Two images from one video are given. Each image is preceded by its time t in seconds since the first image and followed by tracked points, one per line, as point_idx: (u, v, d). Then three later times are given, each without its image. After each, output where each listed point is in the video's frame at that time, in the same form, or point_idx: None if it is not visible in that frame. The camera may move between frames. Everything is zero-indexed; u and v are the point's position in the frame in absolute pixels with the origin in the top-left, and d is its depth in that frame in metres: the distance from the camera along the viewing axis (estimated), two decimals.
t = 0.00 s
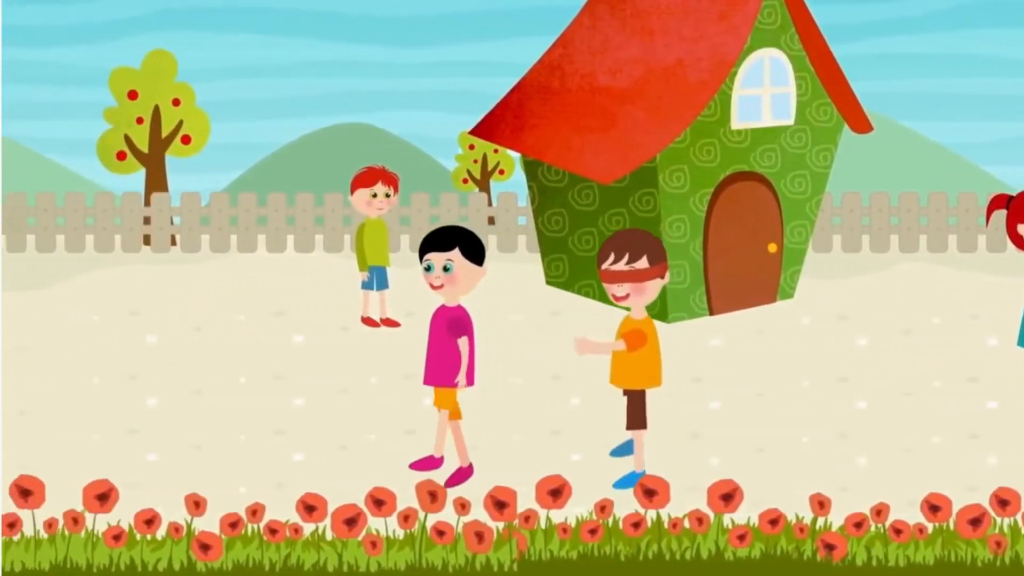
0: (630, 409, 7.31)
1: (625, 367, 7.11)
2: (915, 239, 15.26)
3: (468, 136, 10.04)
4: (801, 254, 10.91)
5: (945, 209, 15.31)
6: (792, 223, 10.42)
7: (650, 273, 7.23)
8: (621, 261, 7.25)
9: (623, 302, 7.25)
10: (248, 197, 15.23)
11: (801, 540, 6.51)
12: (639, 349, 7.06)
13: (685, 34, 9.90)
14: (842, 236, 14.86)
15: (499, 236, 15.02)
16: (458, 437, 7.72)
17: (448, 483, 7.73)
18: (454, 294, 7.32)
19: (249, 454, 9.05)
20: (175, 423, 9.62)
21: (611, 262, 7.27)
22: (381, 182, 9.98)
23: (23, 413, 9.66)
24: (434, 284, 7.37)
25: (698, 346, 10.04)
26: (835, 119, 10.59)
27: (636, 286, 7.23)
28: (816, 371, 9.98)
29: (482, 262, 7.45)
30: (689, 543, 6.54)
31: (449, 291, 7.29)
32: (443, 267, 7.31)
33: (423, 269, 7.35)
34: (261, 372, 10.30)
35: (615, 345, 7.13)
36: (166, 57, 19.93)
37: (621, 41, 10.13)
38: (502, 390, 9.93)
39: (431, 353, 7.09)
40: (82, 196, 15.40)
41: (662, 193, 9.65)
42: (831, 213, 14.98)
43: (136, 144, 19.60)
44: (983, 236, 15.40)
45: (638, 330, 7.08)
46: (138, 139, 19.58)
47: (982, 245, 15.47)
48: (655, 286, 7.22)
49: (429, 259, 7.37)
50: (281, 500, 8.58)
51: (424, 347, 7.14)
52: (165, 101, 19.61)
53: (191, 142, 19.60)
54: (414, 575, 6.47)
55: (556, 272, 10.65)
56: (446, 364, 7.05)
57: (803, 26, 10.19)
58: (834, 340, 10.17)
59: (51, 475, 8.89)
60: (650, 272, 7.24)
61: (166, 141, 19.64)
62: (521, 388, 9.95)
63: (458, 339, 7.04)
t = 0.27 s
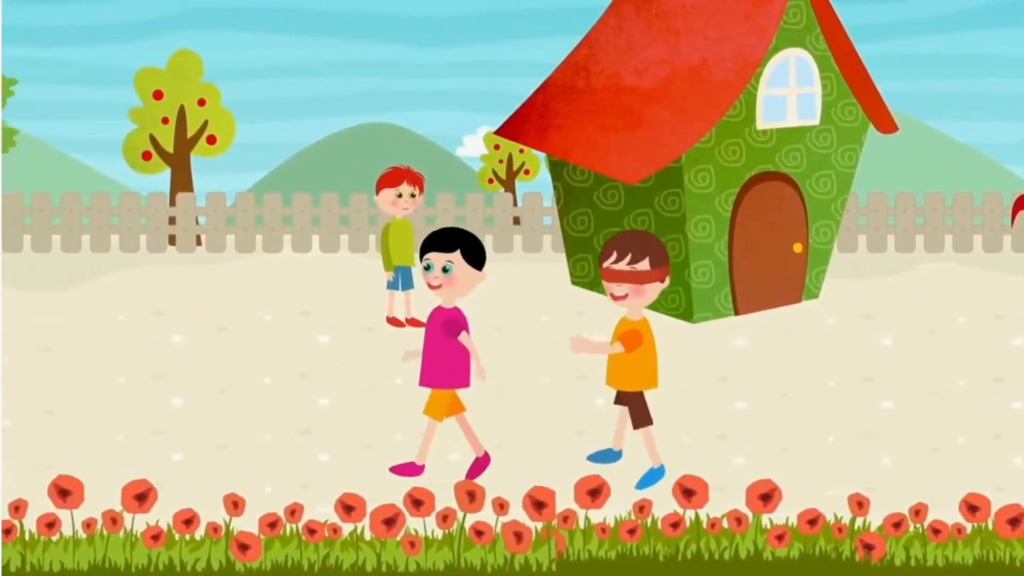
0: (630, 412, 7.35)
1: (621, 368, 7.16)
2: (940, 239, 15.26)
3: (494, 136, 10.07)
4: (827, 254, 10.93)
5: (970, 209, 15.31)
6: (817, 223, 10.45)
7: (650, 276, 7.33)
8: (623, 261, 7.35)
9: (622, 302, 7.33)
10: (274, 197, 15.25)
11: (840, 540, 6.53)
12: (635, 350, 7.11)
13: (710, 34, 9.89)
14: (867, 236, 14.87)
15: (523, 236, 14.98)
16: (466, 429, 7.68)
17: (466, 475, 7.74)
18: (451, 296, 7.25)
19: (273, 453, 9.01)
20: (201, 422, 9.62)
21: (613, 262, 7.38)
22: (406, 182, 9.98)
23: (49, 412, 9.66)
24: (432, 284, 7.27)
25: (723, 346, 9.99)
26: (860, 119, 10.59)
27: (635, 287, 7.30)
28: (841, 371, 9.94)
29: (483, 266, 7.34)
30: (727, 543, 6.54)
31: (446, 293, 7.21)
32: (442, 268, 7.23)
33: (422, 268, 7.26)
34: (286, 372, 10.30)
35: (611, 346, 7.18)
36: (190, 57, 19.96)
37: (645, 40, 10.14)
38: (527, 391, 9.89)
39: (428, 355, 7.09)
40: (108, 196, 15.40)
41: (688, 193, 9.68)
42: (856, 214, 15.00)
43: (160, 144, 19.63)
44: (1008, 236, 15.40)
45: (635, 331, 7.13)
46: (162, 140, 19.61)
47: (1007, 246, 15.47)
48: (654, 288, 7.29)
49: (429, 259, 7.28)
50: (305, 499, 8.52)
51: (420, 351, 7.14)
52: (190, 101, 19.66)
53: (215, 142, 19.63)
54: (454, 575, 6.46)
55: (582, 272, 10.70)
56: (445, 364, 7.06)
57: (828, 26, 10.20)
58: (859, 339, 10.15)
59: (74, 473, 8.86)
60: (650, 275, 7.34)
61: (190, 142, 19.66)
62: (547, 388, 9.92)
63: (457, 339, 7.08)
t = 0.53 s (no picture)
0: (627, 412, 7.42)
1: (616, 368, 7.22)
2: (962, 239, 15.25)
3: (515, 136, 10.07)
4: (849, 253, 10.94)
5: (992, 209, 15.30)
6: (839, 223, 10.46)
7: (650, 279, 7.32)
8: (624, 262, 7.34)
9: (620, 302, 7.33)
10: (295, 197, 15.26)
11: (873, 541, 6.54)
12: (632, 350, 7.16)
13: (732, 34, 9.89)
14: (890, 236, 14.87)
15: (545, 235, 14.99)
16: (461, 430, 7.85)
17: (453, 473, 7.96)
18: (446, 295, 7.33)
19: (294, 453, 9.00)
20: (222, 422, 9.61)
21: (614, 261, 7.36)
22: (428, 182, 9.95)
23: (71, 413, 9.66)
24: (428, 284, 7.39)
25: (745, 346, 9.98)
26: (882, 119, 10.59)
27: (634, 290, 7.30)
28: (862, 370, 9.91)
29: (477, 264, 7.43)
30: (760, 543, 6.56)
31: (441, 292, 7.29)
32: (437, 268, 7.32)
33: (417, 268, 7.36)
34: (308, 372, 10.30)
35: (609, 348, 7.23)
36: (211, 57, 20.02)
37: (667, 40, 10.14)
38: (548, 392, 9.89)
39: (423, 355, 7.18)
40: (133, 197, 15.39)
41: (710, 192, 9.72)
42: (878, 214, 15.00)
43: (182, 144, 19.67)
44: None
45: (631, 332, 7.17)
46: (184, 140, 19.64)
47: None
48: (654, 292, 7.29)
49: (424, 259, 7.37)
50: (328, 499, 8.49)
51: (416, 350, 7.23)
52: (212, 100, 19.71)
53: (238, 142, 19.68)
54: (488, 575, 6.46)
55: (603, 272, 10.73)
56: (440, 364, 7.16)
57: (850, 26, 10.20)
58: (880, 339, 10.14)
59: (95, 473, 8.84)
60: (651, 278, 7.33)
61: (212, 141, 19.74)
62: (567, 388, 9.91)
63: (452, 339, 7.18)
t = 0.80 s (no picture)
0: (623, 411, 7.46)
1: (614, 367, 7.27)
2: (987, 239, 15.24)
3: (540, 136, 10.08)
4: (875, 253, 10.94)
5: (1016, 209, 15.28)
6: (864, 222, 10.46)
7: (643, 277, 7.46)
8: (617, 261, 7.50)
9: (615, 303, 7.47)
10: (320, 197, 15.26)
11: (912, 541, 6.55)
12: (628, 350, 7.22)
13: (756, 34, 9.89)
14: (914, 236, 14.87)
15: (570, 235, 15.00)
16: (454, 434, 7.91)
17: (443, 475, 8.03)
18: (440, 294, 7.37)
19: (319, 453, 8.99)
20: (248, 422, 9.60)
21: (607, 262, 7.53)
22: (453, 182, 9.93)
23: (96, 413, 9.65)
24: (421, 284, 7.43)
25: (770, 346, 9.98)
26: (907, 119, 10.59)
27: (628, 288, 7.45)
28: (887, 370, 9.91)
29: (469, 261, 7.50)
30: (799, 543, 6.54)
31: (434, 290, 7.34)
32: (429, 267, 7.38)
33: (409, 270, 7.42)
34: (334, 372, 10.31)
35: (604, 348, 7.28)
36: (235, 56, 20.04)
37: (692, 41, 10.14)
38: (573, 393, 9.90)
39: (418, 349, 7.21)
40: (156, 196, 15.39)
41: (735, 192, 9.77)
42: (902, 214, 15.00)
43: (208, 144, 19.68)
44: None
45: (627, 331, 7.24)
46: (210, 140, 19.66)
47: None
48: (646, 289, 7.44)
49: (415, 260, 7.44)
50: (354, 499, 8.48)
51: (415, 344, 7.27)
52: (237, 101, 19.71)
53: (264, 142, 19.72)
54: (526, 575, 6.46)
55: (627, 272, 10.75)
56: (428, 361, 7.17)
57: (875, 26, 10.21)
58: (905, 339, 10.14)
59: (120, 473, 8.83)
60: (644, 275, 7.49)
61: (238, 141, 19.76)
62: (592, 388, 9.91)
63: (444, 339, 7.16)
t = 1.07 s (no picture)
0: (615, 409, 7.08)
1: (609, 367, 6.88)
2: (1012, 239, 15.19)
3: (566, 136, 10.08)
4: (900, 254, 10.95)
5: None
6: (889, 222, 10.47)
7: (635, 274, 7.02)
8: (606, 260, 7.04)
9: (607, 303, 7.03)
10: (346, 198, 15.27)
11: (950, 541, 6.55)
12: (625, 349, 6.84)
13: (783, 34, 9.88)
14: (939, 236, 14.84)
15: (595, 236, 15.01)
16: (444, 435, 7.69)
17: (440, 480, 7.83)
18: (435, 296, 7.04)
19: (343, 454, 8.95)
20: (274, 422, 9.58)
21: (595, 262, 7.07)
22: (478, 182, 9.91)
23: (122, 412, 9.64)
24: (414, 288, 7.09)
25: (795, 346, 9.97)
26: (932, 119, 10.59)
27: (622, 287, 7.00)
28: (913, 370, 9.88)
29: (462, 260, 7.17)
30: (837, 543, 6.55)
31: (428, 295, 7.00)
32: (421, 270, 7.03)
33: (402, 274, 7.09)
34: (360, 372, 10.32)
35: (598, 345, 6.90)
36: (260, 56, 20.07)
37: (718, 41, 10.16)
38: (599, 394, 9.90)
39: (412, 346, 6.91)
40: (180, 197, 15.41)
41: (761, 193, 9.77)
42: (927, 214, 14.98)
43: (233, 144, 19.73)
44: None
45: (624, 330, 6.85)
46: (234, 140, 19.72)
47: None
48: (640, 287, 7.01)
49: (406, 263, 7.09)
50: (380, 499, 8.45)
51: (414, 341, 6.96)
52: (262, 101, 19.75)
53: (288, 142, 19.75)
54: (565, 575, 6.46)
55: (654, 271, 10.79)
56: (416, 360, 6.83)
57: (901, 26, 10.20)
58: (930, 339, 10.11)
59: (145, 472, 8.80)
60: (636, 273, 7.03)
61: (263, 141, 19.80)
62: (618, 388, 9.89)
63: (434, 339, 6.79)
